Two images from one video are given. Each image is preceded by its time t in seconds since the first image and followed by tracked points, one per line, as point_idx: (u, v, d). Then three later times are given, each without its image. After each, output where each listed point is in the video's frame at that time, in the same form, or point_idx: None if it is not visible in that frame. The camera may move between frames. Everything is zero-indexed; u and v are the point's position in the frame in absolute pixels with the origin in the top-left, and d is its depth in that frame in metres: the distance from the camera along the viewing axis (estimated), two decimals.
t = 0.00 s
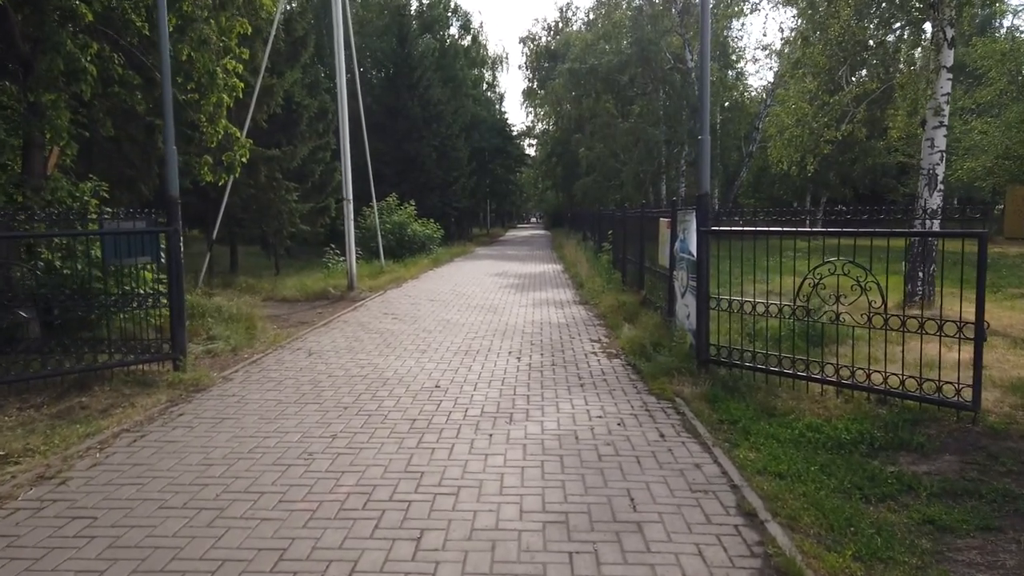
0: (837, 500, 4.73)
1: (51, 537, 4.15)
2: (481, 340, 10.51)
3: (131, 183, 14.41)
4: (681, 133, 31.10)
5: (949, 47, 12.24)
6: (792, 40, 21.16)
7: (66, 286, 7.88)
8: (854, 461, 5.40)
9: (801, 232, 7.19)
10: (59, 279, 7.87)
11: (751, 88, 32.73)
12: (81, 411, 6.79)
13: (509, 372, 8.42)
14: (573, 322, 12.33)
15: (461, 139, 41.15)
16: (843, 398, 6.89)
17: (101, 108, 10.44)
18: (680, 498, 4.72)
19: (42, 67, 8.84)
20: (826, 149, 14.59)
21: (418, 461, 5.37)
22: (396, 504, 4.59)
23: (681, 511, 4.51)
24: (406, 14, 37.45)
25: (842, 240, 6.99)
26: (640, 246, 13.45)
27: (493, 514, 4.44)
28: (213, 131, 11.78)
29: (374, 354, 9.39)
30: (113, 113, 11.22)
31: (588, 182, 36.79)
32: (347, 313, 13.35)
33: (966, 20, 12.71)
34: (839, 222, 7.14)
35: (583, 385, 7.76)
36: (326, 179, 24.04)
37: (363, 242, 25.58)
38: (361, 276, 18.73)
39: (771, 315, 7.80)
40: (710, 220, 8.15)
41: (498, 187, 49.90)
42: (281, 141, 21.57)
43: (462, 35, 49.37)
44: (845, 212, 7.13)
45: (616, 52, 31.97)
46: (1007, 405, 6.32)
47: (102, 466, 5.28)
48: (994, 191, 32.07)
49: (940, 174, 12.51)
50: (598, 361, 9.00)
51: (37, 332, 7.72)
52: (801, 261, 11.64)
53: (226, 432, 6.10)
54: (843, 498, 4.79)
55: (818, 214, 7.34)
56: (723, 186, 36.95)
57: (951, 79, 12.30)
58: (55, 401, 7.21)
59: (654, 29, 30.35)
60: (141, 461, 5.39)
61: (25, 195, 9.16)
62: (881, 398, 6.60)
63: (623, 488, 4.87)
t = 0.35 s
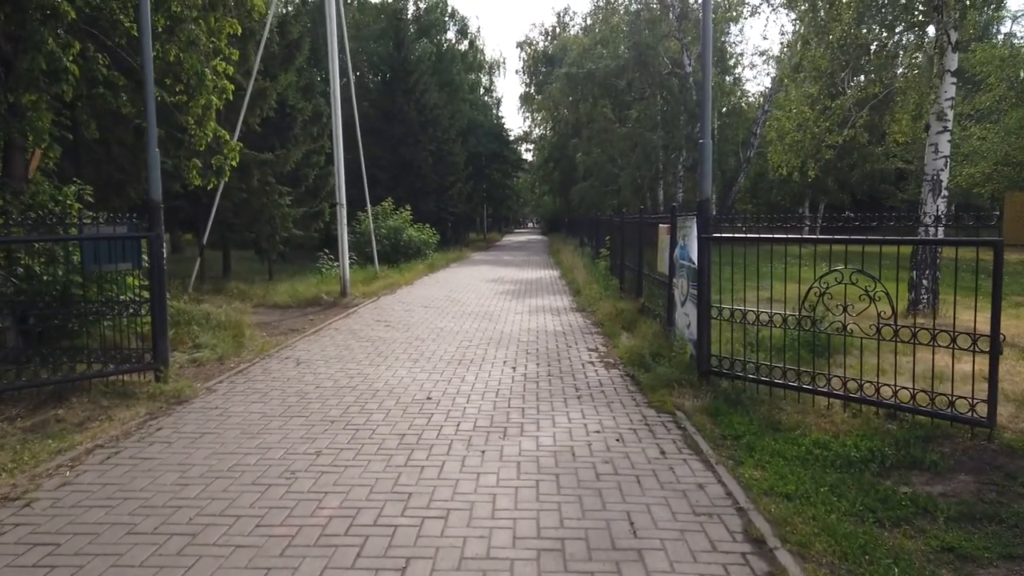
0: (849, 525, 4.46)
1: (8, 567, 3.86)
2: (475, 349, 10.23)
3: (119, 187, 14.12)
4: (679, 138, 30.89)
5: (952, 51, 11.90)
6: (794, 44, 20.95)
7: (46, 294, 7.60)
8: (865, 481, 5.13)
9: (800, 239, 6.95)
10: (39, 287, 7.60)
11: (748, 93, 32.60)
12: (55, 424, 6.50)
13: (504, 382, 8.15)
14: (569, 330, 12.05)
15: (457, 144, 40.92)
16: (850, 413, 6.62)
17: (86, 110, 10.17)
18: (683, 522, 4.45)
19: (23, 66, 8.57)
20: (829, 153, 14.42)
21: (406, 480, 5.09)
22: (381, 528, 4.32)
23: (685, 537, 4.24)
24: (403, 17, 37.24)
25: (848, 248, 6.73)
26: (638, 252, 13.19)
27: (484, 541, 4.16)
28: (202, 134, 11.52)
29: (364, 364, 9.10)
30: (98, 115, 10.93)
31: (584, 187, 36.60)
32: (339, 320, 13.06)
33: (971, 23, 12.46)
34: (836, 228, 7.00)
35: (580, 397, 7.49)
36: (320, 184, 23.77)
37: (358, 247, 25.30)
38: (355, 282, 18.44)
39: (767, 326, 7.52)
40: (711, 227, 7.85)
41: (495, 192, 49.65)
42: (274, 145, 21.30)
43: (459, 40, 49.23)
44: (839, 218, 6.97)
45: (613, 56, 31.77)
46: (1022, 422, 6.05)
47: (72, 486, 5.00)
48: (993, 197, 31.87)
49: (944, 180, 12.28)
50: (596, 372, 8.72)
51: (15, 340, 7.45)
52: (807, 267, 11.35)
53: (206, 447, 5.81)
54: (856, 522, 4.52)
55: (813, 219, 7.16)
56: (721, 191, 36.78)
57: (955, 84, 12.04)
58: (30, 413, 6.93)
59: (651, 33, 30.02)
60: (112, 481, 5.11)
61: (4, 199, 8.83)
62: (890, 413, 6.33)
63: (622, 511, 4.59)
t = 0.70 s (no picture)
0: (866, 544, 4.20)
1: None
2: (471, 352, 9.97)
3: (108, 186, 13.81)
4: (679, 138, 30.65)
5: (960, 48, 11.63)
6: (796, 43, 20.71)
7: (30, 295, 7.37)
8: (879, 495, 4.88)
9: (800, 239, 6.77)
10: (22, 288, 7.35)
11: (748, 93, 32.36)
12: (32, 432, 6.24)
13: (502, 388, 7.89)
14: (568, 332, 11.78)
15: (455, 144, 40.66)
16: (861, 421, 6.36)
17: (71, 107, 9.87)
18: (690, 541, 4.19)
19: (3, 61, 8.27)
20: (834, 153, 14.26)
21: (396, 494, 4.82)
22: (369, 548, 4.06)
23: (692, 558, 3.97)
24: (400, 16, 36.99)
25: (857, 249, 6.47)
26: (638, 253, 12.93)
27: (477, 562, 3.90)
28: (192, 132, 11.24)
29: (357, 368, 8.83)
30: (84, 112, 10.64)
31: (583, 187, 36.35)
32: (333, 322, 12.80)
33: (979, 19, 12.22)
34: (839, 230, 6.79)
35: (580, 404, 7.22)
36: (315, 184, 23.52)
37: (354, 247, 25.02)
38: (350, 283, 18.16)
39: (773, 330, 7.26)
40: (716, 226, 7.54)
41: (493, 192, 49.38)
42: (269, 144, 21.02)
43: (456, 40, 48.98)
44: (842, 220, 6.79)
45: (611, 55, 31.51)
46: None
47: (42, 501, 4.73)
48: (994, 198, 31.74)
49: (951, 180, 12.00)
50: (595, 376, 8.46)
51: None
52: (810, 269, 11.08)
53: (187, 458, 5.55)
54: (872, 541, 4.26)
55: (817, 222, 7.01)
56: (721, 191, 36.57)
57: (962, 82, 11.71)
58: (7, 421, 6.66)
59: (650, 33, 29.79)
60: (85, 495, 4.84)
61: None
62: (903, 422, 6.07)
63: (624, 528, 4.33)
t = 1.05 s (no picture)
0: (886, 569, 3.91)
1: None
2: (468, 358, 9.68)
3: (98, 188, 13.51)
4: (680, 139, 30.36)
5: (969, 45, 11.42)
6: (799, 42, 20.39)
7: (10, 301, 7.02)
8: (898, 514, 4.58)
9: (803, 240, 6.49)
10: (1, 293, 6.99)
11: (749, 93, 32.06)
12: (5, 444, 5.95)
13: (499, 396, 7.59)
14: (567, 337, 11.48)
15: (454, 145, 40.37)
16: (876, 432, 6.07)
17: (56, 105, 9.59)
18: (698, 567, 3.90)
19: None
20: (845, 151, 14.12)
21: (385, 514, 4.54)
22: (352, 574, 3.78)
23: None
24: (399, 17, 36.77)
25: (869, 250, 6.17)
26: (639, 255, 12.62)
27: None
28: (182, 131, 10.95)
29: (349, 375, 8.55)
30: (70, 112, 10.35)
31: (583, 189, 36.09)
32: (327, 326, 12.51)
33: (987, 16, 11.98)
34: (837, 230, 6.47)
35: (580, 413, 6.93)
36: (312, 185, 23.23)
37: (351, 249, 24.72)
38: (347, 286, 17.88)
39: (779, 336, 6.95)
40: (721, 227, 7.22)
41: (492, 194, 49.07)
42: (264, 145, 20.76)
43: (456, 40, 48.72)
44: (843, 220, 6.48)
45: (612, 56, 31.28)
46: None
47: (7, 522, 4.45)
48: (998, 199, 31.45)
49: (959, 181, 11.75)
50: (595, 384, 8.15)
51: None
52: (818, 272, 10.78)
53: (166, 474, 5.27)
54: (892, 566, 3.98)
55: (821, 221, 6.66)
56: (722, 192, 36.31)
57: (972, 80, 11.53)
58: None
59: (650, 33, 29.50)
60: (53, 515, 4.55)
61: None
62: (919, 434, 5.79)
63: (627, 552, 4.04)
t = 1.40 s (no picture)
0: None
1: None
2: (466, 364, 9.42)
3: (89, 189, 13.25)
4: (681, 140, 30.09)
5: (979, 44, 11.22)
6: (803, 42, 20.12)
7: None
8: (919, 536, 4.31)
9: (805, 243, 6.26)
10: None
11: (750, 94, 31.80)
12: None
13: (498, 405, 7.33)
14: (567, 342, 11.21)
15: (454, 146, 40.08)
16: (891, 445, 5.82)
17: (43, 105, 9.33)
18: None
19: None
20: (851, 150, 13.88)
21: (374, 536, 4.28)
22: None
23: None
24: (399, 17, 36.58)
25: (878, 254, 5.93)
26: (641, 258, 12.35)
27: None
28: (174, 132, 10.71)
29: (343, 383, 8.28)
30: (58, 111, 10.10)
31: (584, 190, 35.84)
32: (323, 330, 12.25)
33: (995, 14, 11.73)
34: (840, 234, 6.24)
35: (581, 423, 6.67)
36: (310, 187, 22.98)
37: (349, 251, 24.45)
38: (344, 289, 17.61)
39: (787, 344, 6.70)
40: (728, 229, 6.95)
41: (493, 195, 48.76)
42: (261, 146, 20.52)
43: (456, 41, 48.49)
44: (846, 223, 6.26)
45: (613, 56, 31.03)
46: None
47: None
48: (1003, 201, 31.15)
49: (970, 182, 11.56)
50: (597, 392, 7.89)
51: None
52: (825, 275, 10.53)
53: (146, 491, 5.01)
54: None
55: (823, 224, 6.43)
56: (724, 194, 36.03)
57: (981, 78, 11.34)
58: None
59: (651, 33, 29.26)
60: (23, 537, 4.29)
61: None
62: (936, 449, 5.54)
63: None
